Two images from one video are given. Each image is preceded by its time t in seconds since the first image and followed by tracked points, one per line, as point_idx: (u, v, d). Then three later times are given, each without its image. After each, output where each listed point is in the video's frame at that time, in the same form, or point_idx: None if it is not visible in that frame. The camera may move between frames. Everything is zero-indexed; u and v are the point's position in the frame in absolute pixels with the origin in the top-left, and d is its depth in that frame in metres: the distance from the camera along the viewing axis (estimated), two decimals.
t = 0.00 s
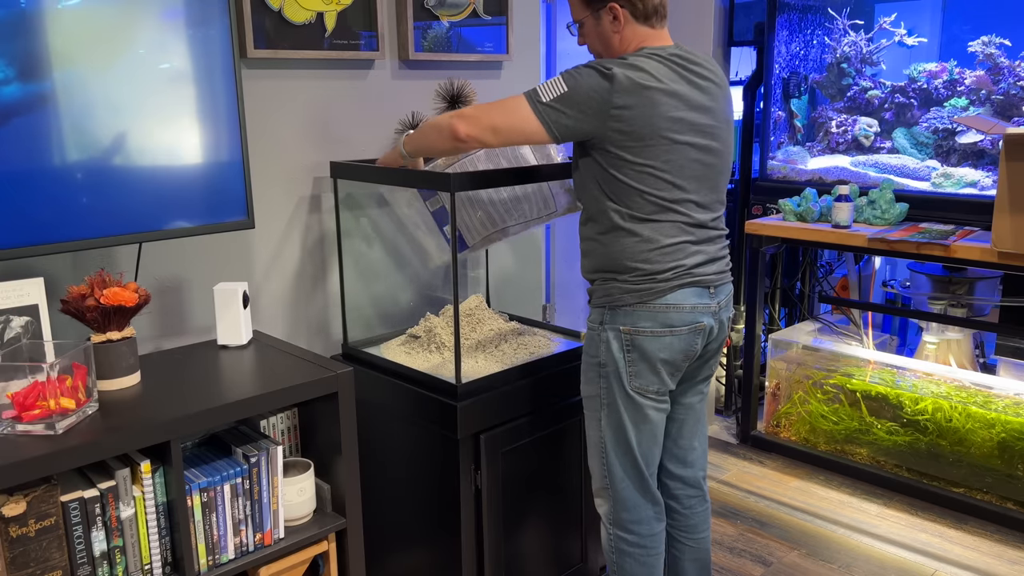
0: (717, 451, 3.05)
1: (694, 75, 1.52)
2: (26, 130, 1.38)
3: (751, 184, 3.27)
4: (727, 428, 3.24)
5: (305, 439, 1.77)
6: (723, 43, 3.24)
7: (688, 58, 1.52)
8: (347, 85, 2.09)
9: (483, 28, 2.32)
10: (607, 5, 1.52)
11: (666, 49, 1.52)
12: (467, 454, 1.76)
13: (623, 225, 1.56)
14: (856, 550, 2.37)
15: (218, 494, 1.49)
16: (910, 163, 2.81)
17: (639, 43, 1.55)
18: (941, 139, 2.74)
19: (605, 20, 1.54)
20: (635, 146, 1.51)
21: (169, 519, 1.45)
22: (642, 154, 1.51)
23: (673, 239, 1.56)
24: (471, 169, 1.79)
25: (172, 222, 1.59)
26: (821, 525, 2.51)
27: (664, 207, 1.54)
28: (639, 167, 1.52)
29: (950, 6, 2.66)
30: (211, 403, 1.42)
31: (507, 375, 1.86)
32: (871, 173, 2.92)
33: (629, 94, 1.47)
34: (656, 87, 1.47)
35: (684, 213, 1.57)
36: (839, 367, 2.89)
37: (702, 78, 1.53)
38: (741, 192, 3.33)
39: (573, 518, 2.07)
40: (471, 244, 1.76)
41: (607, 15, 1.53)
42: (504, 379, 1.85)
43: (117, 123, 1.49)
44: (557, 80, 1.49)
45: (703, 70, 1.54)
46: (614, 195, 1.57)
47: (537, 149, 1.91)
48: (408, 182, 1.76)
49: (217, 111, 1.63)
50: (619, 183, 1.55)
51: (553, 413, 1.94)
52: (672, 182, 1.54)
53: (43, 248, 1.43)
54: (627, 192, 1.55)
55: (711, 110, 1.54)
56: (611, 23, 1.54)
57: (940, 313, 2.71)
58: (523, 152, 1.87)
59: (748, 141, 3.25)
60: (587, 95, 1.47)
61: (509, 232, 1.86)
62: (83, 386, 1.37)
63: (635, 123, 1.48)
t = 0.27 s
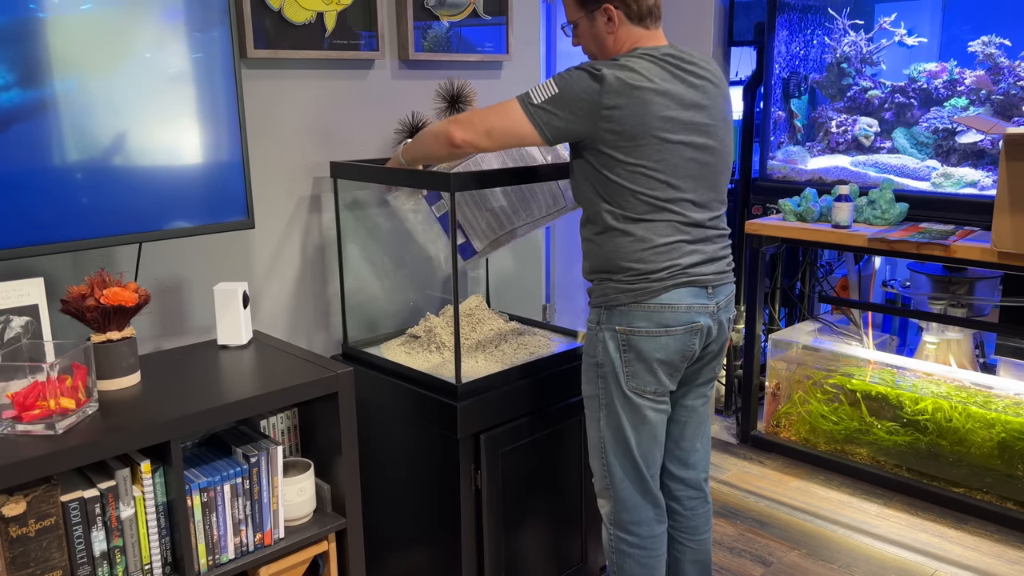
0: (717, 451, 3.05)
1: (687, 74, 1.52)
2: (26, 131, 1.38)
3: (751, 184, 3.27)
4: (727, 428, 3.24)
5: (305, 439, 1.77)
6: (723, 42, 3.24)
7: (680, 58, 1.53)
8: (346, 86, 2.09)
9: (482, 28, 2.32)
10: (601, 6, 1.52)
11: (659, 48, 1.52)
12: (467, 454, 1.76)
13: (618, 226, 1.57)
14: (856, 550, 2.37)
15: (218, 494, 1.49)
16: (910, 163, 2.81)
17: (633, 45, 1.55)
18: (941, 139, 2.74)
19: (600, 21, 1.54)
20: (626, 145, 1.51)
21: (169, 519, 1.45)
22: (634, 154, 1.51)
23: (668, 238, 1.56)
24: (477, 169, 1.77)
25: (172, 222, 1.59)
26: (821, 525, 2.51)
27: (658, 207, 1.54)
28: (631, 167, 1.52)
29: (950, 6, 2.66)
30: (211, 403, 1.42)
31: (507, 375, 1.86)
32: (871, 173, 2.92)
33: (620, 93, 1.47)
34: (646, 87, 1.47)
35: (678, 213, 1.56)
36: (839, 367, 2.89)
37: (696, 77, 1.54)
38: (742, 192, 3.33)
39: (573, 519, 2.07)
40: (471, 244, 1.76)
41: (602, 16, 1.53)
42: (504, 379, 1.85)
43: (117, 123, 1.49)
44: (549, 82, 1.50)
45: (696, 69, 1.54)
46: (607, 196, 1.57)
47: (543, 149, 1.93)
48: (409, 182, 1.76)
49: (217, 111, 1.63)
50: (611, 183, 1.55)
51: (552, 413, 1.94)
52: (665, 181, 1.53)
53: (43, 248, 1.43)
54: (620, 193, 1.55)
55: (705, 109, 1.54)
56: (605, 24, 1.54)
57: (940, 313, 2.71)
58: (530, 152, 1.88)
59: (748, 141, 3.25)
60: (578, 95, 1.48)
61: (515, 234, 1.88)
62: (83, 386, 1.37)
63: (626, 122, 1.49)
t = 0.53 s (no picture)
0: (717, 451, 3.05)
1: (693, 74, 1.52)
2: (27, 131, 1.38)
3: (751, 184, 3.27)
4: (727, 428, 3.24)
5: (305, 439, 1.77)
6: (723, 43, 3.24)
7: (686, 58, 1.53)
8: (346, 86, 2.09)
9: (482, 28, 2.32)
10: (606, 3, 1.52)
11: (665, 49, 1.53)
12: (467, 454, 1.76)
13: (619, 226, 1.57)
14: (856, 550, 2.37)
15: (218, 494, 1.49)
16: (910, 163, 2.81)
17: (637, 43, 1.55)
18: (941, 139, 2.74)
19: (604, 18, 1.54)
20: (635, 146, 1.51)
21: (169, 519, 1.45)
22: (642, 155, 1.51)
23: (667, 238, 1.56)
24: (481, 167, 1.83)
25: (172, 222, 1.59)
26: (821, 525, 2.51)
27: (661, 207, 1.54)
28: (639, 168, 1.52)
29: (950, 6, 2.66)
30: (211, 403, 1.42)
31: (507, 375, 1.86)
32: (871, 173, 2.92)
33: (632, 95, 1.47)
34: (655, 88, 1.47)
35: (680, 213, 1.56)
36: (839, 367, 2.89)
37: (701, 78, 1.54)
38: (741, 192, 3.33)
39: (573, 519, 2.07)
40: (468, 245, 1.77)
41: (606, 13, 1.53)
42: (504, 379, 1.85)
43: (117, 123, 1.49)
44: (561, 80, 1.48)
45: (701, 69, 1.54)
46: (611, 197, 1.57)
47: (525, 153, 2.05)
48: (409, 182, 1.76)
49: (218, 111, 1.63)
50: (616, 184, 1.55)
51: (552, 413, 1.94)
52: (671, 182, 1.54)
53: (43, 248, 1.43)
54: (625, 193, 1.55)
55: (709, 109, 1.55)
56: (609, 22, 1.54)
57: (940, 313, 2.71)
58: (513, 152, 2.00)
59: (748, 141, 3.25)
60: (592, 96, 1.47)
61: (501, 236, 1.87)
62: (83, 386, 1.37)
63: (636, 124, 1.49)
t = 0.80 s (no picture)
0: (717, 451, 3.05)
1: (702, 74, 1.53)
2: (27, 131, 1.38)
3: (751, 184, 3.27)
4: (727, 428, 3.24)
5: (305, 439, 1.77)
6: (723, 43, 3.24)
7: (695, 58, 1.53)
8: (346, 86, 2.09)
9: (482, 28, 2.32)
10: None
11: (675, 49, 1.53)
12: (467, 454, 1.76)
13: (628, 225, 1.56)
14: (856, 550, 2.37)
15: (218, 494, 1.49)
16: (910, 163, 2.81)
17: (645, 41, 1.55)
18: (941, 139, 2.74)
19: (615, 12, 1.54)
20: (652, 144, 1.50)
21: (169, 519, 1.45)
22: (657, 153, 1.51)
23: (676, 238, 1.56)
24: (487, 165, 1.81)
25: (172, 222, 1.59)
26: (821, 525, 2.51)
27: (672, 207, 1.55)
28: (653, 166, 1.52)
29: (950, 6, 2.66)
30: (211, 403, 1.42)
31: (507, 375, 1.86)
32: (871, 173, 2.92)
33: (650, 93, 1.47)
34: (672, 87, 1.48)
35: (688, 212, 1.57)
36: (839, 367, 2.89)
37: (709, 77, 1.55)
38: (741, 192, 3.33)
39: (573, 519, 2.07)
40: (467, 242, 1.77)
41: (618, 8, 1.53)
42: (504, 380, 1.85)
43: (117, 122, 1.49)
44: (577, 79, 1.47)
45: (709, 70, 1.55)
46: (622, 195, 1.56)
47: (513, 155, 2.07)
48: (408, 182, 1.77)
49: (217, 110, 1.63)
50: (630, 182, 1.54)
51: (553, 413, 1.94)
52: (681, 182, 1.54)
53: (43, 248, 1.43)
54: (637, 192, 1.54)
55: (716, 109, 1.56)
56: (620, 17, 1.54)
57: (940, 313, 2.71)
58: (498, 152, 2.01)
59: (748, 141, 3.25)
60: (610, 94, 1.46)
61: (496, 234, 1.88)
62: (83, 386, 1.37)
63: (654, 121, 1.48)
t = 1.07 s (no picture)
0: (717, 451, 3.05)
1: (702, 74, 1.54)
2: (27, 131, 1.38)
3: (751, 184, 3.28)
4: (727, 428, 3.24)
5: (305, 439, 1.77)
6: (722, 43, 3.24)
7: (694, 58, 1.54)
8: (346, 86, 2.09)
9: (482, 28, 2.32)
10: None
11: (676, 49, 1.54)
12: (467, 454, 1.76)
13: (629, 226, 1.56)
14: (856, 550, 2.37)
15: (218, 494, 1.49)
16: (910, 163, 2.81)
17: (643, 40, 1.55)
18: (941, 139, 2.74)
19: (612, 13, 1.54)
20: (657, 144, 1.50)
21: (169, 519, 1.45)
22: (660, 154, 1.51)
23: (677, 238, 1.56)
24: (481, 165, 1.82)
25: (172, 222, 1.59)
26: (821, 525, 2.51)
27: (673, 207, 1.55)
28: (656, 167, 1.52)
29: (950, 6, 2.66)
30: (211, 403, 1.42)
31: (507, 375, 1.86)
32: (871, 173, 2.92)
33: (654, 93, 1.47)
34: (675, 87, 1.48)
35: (690, 212, 1.57)
36: (839, 367, 2.89)
37: (708, 77, 1.56)
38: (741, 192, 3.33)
39: (573, 518, 2.07)
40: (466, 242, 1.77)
41: (614, 8, 1.53)
42: (504, 380, 1.85)
43: (117, 122, 1.49)
44: (582, 82, 1.46)
45: (709, 69, 1.56)
46: (623, 196, 1.56)
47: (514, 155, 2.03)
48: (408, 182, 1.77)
49: (217, 110, 1.63)
50: (632, 183, 1.54)
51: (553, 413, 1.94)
52: (683, 182, 1.54)
53: (43, 248, 1.43)
54: (638, 193, 1.54)
55: (716, 109, 1.56)
56: (617, 17, 1.54)
57: (940, 313, 2.71)
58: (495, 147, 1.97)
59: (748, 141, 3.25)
60: (615, 95, 1.46)
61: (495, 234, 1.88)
62: (83, 386, 1.37)
63: (658, 122, 1.49)
